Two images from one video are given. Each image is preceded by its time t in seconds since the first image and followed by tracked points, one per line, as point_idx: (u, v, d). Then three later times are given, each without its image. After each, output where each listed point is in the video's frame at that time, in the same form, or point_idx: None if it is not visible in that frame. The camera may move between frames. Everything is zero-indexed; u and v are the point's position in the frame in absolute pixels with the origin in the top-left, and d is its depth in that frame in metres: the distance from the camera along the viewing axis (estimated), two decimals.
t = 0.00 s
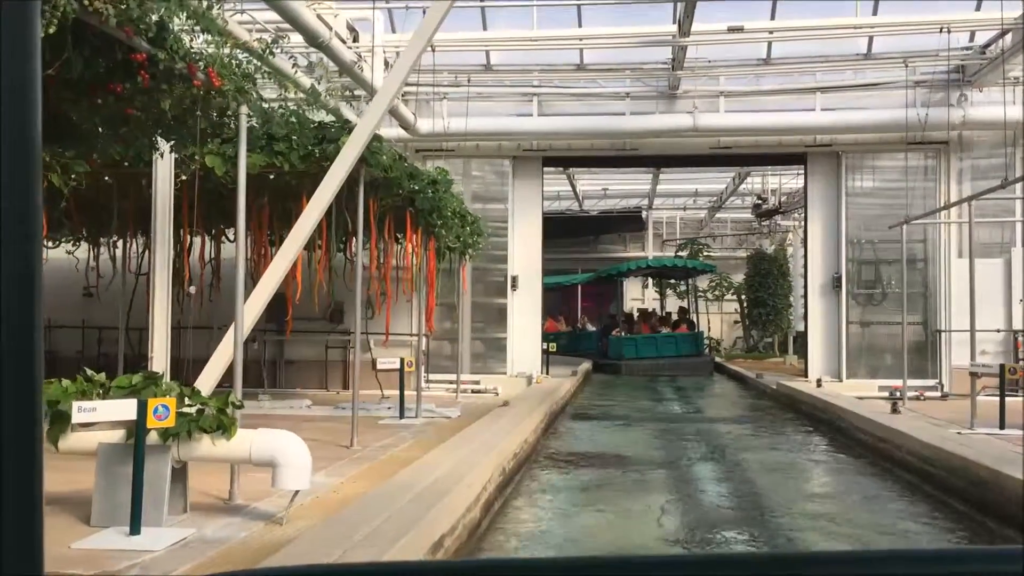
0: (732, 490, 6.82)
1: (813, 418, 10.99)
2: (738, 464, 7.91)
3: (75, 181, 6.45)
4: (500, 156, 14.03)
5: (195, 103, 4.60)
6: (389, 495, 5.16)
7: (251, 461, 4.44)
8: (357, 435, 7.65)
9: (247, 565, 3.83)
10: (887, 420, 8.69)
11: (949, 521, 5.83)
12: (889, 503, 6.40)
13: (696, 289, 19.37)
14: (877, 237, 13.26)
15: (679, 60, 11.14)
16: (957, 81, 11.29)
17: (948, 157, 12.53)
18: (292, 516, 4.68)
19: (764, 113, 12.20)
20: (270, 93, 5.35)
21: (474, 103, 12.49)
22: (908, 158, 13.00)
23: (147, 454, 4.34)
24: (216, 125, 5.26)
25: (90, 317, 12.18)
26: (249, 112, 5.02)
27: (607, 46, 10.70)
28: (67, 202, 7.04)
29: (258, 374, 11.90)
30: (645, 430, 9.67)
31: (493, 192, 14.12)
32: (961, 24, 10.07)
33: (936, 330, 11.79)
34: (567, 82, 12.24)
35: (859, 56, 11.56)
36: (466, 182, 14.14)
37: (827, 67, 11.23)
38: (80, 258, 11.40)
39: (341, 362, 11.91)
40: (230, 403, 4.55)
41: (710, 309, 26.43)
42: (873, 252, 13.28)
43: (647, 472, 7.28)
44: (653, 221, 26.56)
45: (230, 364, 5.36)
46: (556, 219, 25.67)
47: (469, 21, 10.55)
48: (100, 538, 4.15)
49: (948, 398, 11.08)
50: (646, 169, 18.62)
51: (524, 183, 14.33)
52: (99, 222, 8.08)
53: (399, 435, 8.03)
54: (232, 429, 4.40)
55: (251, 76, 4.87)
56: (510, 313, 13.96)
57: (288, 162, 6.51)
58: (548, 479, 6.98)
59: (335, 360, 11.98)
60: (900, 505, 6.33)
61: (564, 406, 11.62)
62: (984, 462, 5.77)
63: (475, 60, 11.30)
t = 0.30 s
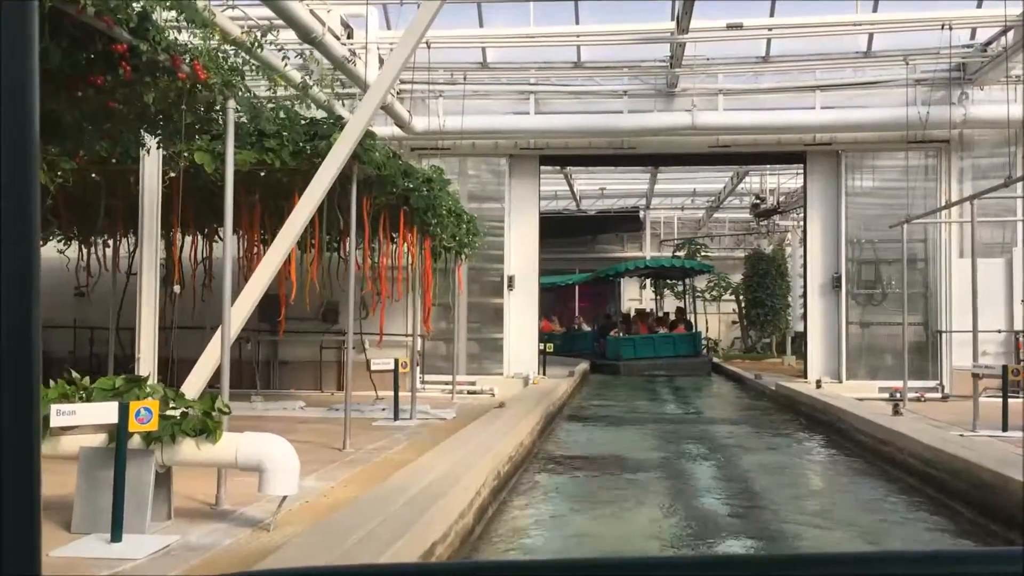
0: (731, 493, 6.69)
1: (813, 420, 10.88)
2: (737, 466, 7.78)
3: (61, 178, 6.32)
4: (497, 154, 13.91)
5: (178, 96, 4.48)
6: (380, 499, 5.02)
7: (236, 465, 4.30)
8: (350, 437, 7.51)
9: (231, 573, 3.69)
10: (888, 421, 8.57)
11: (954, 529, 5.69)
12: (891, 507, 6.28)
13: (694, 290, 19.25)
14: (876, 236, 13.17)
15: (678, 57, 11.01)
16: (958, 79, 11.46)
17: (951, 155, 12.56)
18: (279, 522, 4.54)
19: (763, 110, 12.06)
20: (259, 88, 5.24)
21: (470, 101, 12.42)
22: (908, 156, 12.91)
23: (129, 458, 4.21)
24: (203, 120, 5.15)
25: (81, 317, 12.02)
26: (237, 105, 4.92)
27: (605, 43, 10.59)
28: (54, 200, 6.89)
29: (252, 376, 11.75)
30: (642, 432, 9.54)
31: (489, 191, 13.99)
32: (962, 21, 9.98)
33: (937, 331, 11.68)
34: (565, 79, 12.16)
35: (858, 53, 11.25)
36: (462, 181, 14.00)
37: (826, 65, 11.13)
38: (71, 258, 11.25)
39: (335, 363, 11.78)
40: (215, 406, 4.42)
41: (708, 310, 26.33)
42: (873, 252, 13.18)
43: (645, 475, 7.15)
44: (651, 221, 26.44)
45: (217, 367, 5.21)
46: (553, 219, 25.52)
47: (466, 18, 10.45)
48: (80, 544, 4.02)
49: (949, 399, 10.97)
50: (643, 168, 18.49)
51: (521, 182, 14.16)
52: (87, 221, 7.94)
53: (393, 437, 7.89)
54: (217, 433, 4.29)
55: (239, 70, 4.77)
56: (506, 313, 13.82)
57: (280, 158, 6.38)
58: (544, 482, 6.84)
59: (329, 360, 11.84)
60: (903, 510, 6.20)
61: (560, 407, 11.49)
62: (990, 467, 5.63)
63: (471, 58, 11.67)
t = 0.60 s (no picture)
0: (731, 499, 6.55)
1: (814, 424, 10.74)
2: (738, 472, 7.64)
3: (47, 178, 6.18)
4: (494, 155, 13.78)
5: (162, 90, 4.36)
6: (371, 507, 4.88)
7: (222, 473, 4.17)
8: (343, 442, 7.37)
9: None
10: (891, 426, 8.43)
11: (960, 535, 5.56)
12: (894, 514, 6.15)
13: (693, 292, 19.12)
14: (878, 238, 13.04)
15: (678, 58, 10.88)
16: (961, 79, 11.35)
17: (953, 156, 12.43)
18: (266, 532, 4.39)
19: (764, 110, 11.91)
20: (246, 85, 5.13)
21: (467, 101, 12.28)
22: (910, 157, 12.80)
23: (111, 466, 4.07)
24: (189, 119, 5.05)
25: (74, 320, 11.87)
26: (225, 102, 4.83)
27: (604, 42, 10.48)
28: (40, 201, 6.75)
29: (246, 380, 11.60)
30: (641, 437, 9.40)
31: (487, 193, 13.89)
32: (964, 20, 9.86)
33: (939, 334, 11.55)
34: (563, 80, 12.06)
35: (859, 53, 11.18)
36: (459, 182, 13.87)
37: (827, 65, 11.03)
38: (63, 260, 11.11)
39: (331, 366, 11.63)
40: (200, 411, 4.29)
41: (708, 313, 26.20)
42: (874, 253, 13.06)
43: (644, 482, 7.00)
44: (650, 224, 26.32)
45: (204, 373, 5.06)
46: (551, 221, 25.41)
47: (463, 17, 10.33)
48: (59, 556, 3.88)
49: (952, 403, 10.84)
50: (642, 170, 18.40)
51: (519, 183, 14.00)
52: (77, 222, 7.80)
53: (388, 442, 7.76)
54: (202, 440, 4.16)
55: (226, 66, 4.69)
56: (504, 315, 13.70)
57: (271, 157, 6.26)
58: (541, 489, 6.70)
59: (324, 363, 11.70)
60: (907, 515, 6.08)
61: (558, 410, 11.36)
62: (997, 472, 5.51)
63: (468, 58, 11.56)
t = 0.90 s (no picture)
0: (734, 507, 6.41)
1: (818, 429, 10.60)
2: (741, 478, 7.49)
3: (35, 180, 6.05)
4: (493, 157, 13.67)
5: (148, 88, 4.24)
6: (364, 517, 4.74)
7: (210, 482, 4.03)
8: (339, 448, 7.23)
9: None
10: (896, 431, 8.29)
11: (968, 544, 5.42)
12: (901, 522, 6.00)
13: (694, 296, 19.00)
14: (880, 240, 12.92)
15: (678, 58, 10.71)
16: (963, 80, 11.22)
17: (957, 157, 12.27)
18: (256, 543, 4.24)
19: (766, 111, 11.78)
20: (236, 84, 5.00)
21: (465, 103, 12.19)
22: (914, 158, 12.70)
23: (95, 474, 3.93)
24: (177, 120, 4.92)
25: (68, 324, 11.71)
26: (215, 100, 4.69)
27: (604, 43, 10.39)
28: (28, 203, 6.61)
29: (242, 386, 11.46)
30: (643, 443, 9.25)
31: (485, 196, 13.77)
32: (970, 20, 9.75)
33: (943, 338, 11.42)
34: (563, 81, 11.99)
35: (861, 54, 11.09)
36: (458, 184, 13.75)
37: (829, 66, 10.91)
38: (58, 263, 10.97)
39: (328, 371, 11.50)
40: (186, 418, 4.17)
41: (708, 317, 26.05)
42: (877, 256, 12.93)
43: (645, 489, 6.86)
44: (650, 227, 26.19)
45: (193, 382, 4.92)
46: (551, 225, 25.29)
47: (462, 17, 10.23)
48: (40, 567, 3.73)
49: (956, 407, 10.70)
50: (642, 172, 18.27)
51: (517, 185, 13.89)
52: (68, 224, 7.68)
53: (384, 448, 7.62)
54: (188, 447, 4.03)
55: (215, 63, 4.53)
56: (502, 319, 13.57)
57: (264, 159, 6.15)
58: (540, 497, 6.55)
59: (321, 368, 11.56)
60: (915, 523, 5.94)
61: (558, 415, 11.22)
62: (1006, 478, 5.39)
63: (467, 60, 11.47)
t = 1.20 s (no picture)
0: (737, 514, 6.27)
1: (821, 434, 10.46)
2: (744, 485, 7.35)
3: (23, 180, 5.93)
4: (493, 159, 13.54)
5: (134, 85, 4.19)
6: (357, 526, 4.60)
7: (196, 490, 3.90)
8: (334, 454, 7.09)
9: None
10: (901, 436, 8.16)
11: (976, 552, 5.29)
12: (908, 529, 5.87)
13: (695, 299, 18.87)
14: (884, 243, 12.81)
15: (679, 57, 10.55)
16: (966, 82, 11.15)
17: (962, 159, 12.14)
18: (244, 554, 4.10)
19: (768, 113, 11.65)
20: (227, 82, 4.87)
21: (464, 104, 12.11)
22: (918, 160, 12.58)
23: (78, 483, 3.81)
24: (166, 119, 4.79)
25: (63, 327, 11.58)
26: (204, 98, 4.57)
27: (604, 43, 10.29)
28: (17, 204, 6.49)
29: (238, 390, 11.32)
30: (644, 448, 9.11)
31: (484, 198, 13.63)
32: (974, 20, 9.65)
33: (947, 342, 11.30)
34: (564, 82, 11.93)
35: (864, 54, 11.09)
36: (457, 186, 13.63)
37: (832, 67, 10.80)
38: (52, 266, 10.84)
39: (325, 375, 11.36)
40: (172, 424, 4.04)
41: (709, 320, 25.90)
42: (881, 259, 12.82)
43: (646, 496, 6.72)
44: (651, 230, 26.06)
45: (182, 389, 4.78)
46: (551, 228, 25.15)
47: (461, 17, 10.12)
48: None
49: (961, 411, 10.58)
50: (643, 175, 18.14)
51: (517, 187, 13.75)
52: (60, 228, 7.56)
53: (381, 454, 7.48)
54: (173, 455, 3.90)
55: (205, 60, 4.41)
56: (502, 323, 13.44)
57: (258, 158, 6.06)
58: (538, 504, 6.41)
59: (318, 372, 11.42)
60: (920, 529, 5.81)
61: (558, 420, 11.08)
62: (1011, 483, 5.26)
63: (466, 60, 11.38)
